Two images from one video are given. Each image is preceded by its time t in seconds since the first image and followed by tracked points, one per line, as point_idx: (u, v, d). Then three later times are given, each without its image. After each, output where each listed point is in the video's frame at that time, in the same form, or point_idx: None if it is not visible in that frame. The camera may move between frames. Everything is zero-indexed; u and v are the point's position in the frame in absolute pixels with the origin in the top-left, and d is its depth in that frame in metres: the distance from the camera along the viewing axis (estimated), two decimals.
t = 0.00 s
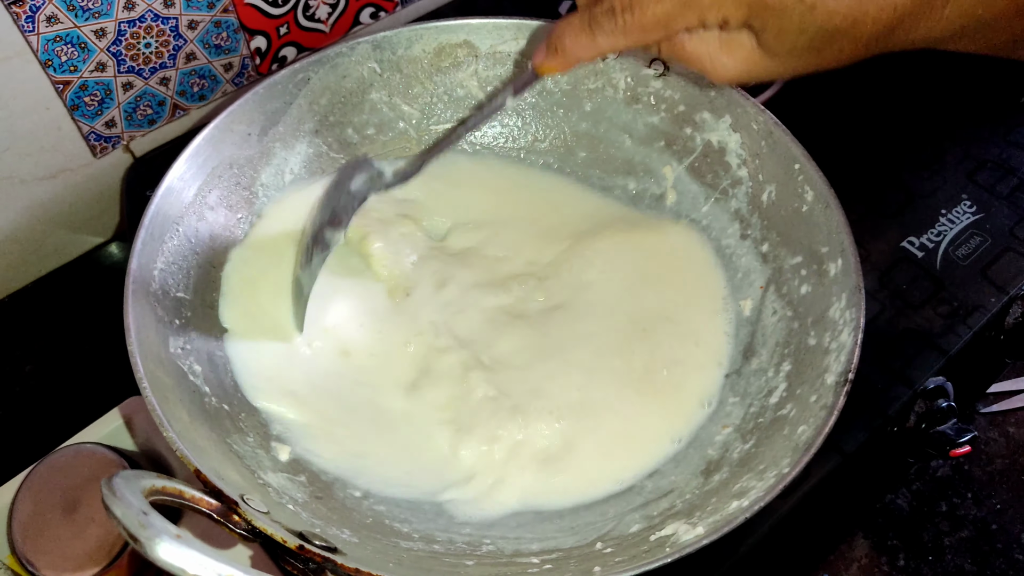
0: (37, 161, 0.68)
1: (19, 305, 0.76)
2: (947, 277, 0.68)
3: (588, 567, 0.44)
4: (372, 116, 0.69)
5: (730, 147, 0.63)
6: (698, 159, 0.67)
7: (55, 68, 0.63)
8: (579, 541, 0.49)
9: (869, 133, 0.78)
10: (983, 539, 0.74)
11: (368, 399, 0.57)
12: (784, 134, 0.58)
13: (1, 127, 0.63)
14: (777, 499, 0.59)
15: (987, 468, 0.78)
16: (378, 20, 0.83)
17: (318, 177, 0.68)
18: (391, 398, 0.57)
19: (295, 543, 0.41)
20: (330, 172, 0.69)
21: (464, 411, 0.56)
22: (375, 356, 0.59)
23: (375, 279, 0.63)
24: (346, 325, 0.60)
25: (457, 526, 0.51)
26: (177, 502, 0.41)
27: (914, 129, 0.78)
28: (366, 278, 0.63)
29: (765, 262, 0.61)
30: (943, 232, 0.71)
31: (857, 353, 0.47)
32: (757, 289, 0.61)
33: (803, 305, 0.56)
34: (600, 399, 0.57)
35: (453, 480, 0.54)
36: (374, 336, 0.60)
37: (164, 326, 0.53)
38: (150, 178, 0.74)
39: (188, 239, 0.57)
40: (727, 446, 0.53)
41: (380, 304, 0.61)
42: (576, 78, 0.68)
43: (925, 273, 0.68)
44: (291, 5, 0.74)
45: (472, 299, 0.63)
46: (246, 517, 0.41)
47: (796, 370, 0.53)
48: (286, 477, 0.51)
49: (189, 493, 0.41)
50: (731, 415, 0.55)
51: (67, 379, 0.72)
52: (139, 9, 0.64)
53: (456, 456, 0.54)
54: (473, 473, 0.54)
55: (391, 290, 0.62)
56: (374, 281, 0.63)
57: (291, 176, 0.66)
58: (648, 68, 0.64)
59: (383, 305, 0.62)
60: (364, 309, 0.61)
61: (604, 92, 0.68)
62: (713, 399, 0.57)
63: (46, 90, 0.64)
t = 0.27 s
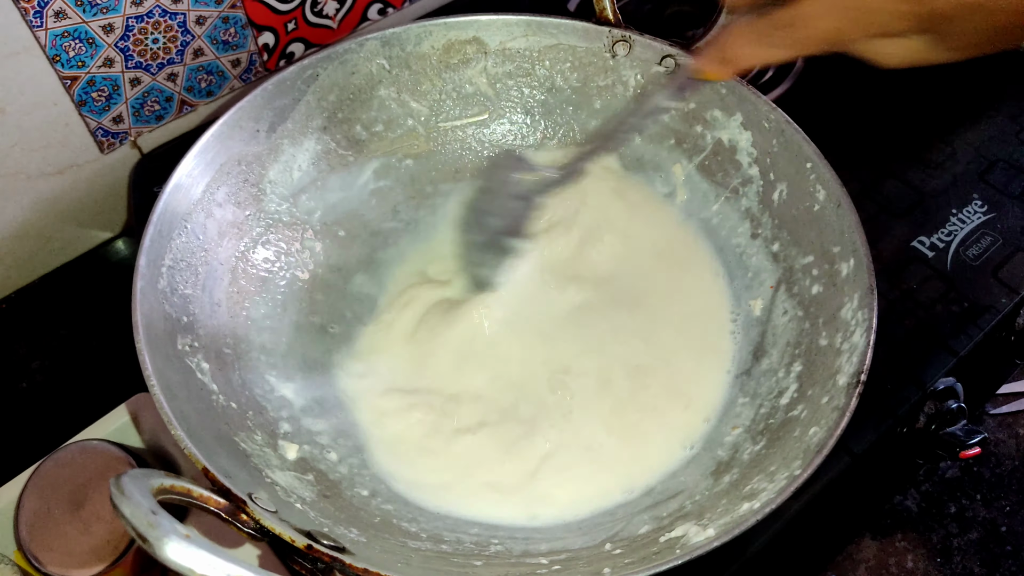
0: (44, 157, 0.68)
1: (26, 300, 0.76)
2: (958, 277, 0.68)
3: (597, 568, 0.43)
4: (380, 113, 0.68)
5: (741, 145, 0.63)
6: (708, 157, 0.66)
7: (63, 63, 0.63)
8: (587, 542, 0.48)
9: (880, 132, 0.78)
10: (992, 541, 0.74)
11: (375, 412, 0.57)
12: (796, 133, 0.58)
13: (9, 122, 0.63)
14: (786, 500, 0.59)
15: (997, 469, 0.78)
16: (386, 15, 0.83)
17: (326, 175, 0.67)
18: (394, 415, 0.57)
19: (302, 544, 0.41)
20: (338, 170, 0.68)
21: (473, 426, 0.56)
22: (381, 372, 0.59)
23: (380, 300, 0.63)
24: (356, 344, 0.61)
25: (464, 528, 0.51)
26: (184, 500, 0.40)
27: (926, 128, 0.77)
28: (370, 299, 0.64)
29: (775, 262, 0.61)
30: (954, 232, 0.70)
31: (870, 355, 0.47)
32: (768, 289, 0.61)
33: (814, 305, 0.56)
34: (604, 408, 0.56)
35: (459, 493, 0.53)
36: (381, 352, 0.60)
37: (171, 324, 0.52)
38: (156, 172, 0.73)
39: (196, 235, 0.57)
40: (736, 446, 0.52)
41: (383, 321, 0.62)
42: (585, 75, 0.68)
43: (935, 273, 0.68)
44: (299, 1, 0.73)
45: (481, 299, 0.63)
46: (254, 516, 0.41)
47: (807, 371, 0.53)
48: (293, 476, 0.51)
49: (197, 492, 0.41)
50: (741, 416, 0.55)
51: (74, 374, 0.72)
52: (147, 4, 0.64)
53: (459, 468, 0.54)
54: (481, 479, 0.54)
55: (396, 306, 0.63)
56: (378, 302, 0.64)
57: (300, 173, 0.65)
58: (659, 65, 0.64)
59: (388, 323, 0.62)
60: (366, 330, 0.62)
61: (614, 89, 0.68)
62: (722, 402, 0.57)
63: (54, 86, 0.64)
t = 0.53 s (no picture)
0: (48, 153, 0.68)
1: (29, 296, 0.76)
2: (961, 276, 0.68)
3: (602, 566, 0.43)
4: (384, 109, 0.68)
5: (747, 144, 0.63)
6: (714, 156, 0.66)
7: (67, 59, 0.63)
8: (592, 539, 0.48)
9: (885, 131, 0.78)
10: (995, 540, 0.74)
11: (380, 408, 0.57)
12: (801, 132, 0.58)
13: (13, 118, 0.63)
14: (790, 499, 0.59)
15: (1000, 468, 0.78)
16: (390, 12, 0.83)
17: (331, 169, 0.67)
18: (400, 410, 0.57)
19: (310, 537, 0.41)
20: (343, 164, 0.68)
21: (480, 423, 0.56)
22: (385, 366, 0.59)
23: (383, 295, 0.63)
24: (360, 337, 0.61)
25: (468, 524, 0.51)
26: (191, 494, 0.40)
27: (931, 127, 0.77)
28: (375, 293, 0.64)
29: (781, 260, 0.61)
30: (959, 231, 0.71)
31: (876, 354, 0.47)
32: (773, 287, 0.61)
33: (820, 305, 0.56)
34: (611, 405, 0.56)
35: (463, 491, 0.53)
36: (384, 347, 0.60)
37: (176, 316, 0.52)
38: (158, 168, 0.73)
39: (201, 229, 0.57)
40: (741, 445, 0.52)
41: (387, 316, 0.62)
42: (589, 73, 0.68)
43: (939, 272, 0.68)
44: None
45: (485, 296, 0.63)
46: (261, 510, 0.41)
47: (813, 370, 0.52)
48: (298, 470, 0.51)
49: (204, 485, 0.41)
50: (745, 414, 0.55)
51: (76, 371, 0.72)
52: None
53: (465, 467, 0.54)
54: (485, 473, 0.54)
55: (400, 302, 0.63)
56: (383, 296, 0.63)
57: (304, 168, 0.65)
58: (665, 64, 0.64)
59: (393, 318, 0.62)
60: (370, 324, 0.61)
61: (619, 87, 0.68)
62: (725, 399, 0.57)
63: (58, 81, 0.64)
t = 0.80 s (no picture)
0: (47, 153, 0.68)
1: (29, 296, 0.76)
2: (961, 274, 0.68)
3: (600, 564, 0.43)
4: (383, 109, 0.68)
5: (746, 142, 0.63)
6: (712, 154, 0.66)
7: (67, 59, 0.63)
8: (591, 538, 0.48)
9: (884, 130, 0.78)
10: (995, 538, 0.74)
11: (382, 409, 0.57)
12: (799, 130, 0.58)
13: (13, 118, 0.63)
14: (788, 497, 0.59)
15: (1000, 466, 0.77)
16: (389, 12, 0.83)
17: (330, 170, 0.67)
18: (402, 410, 0.57)
19: (306, 538, 0.41)
20: (342, 165, 0.68)
21: (480, 419, 0.56)
22: (384, 366, 0.59)
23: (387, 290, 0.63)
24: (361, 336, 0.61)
25: (466, 523, 0.51)
26: (188, 495, 0.40)
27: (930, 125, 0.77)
28: (377, 287, 0.63)
29: (780, 258, 0.61)
30: (958, 229, 0.71)
31: (874, 351, 0.47)
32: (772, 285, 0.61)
33: (818, 302, 0.56)
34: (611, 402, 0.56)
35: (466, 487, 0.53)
36: (387, 345, 0.60)
37: (175, 318, 0.52)
38: (160, 168, 0.73)
39: (200, 230, 0.57)
40: (740, 443, 0.52)
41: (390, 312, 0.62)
42: (588, 72, 0.68)
43: (939, 270, 0.68)
44: None
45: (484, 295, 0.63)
46: (257, 510, 0.41)
47: (811, 368, 0.52)
48: (296, 471, 0.51)
49: (200, 486, 0.41)
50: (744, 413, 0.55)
51: (76, 370, 0.72)
52: None
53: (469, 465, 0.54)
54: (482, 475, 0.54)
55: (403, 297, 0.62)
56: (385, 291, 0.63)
57: (303, 168, 0.65)
58: (663, 62, 0.64)
59: (396, 314, 0.61)
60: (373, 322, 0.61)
61: (618, 86, 0.68)
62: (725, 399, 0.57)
63: (58, 81, 0.64)
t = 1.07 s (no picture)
0: (50, 153, 0.68)
1: (33, 296, 0.76)
2: (961, 274, 0.69)
3: (601, 562, 0.43)
4: (385, 109, 0.68)
5: (746, 141, 0.63)
6: (713, 153, 0.66)
7: (69, 60, 0.63)
8: (592, 536, 0.48)
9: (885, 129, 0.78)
10: (997, 537, 0.74)
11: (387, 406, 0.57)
12: (800, 128, 0.58)
13: (15, 119, 0.64)
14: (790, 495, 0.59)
15: (1003, 465, 0.77)
16: (391, 12, 0.83)
17: (332, 170, 0.67)
18: (400, 407, 0.57)
19: (308, 535, 0.41)
20: (344, 165, 0.68)
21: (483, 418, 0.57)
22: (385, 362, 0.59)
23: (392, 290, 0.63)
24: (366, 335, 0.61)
25: (468, 523, 0.51)
26: (191, 493, 0.40)
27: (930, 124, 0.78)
28: (383, 288, 0.64)
29: (780, 256, 0.61)
30: (959, 228, 0.71)
31: (873, 349, 0.47)
32: (772, 284, 0.61)
33: (818, 300, 0.56)
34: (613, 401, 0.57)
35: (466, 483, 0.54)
36: (392, 343, 0.60)
37: (178, 318, 0.52)
38: (163, 169, 0.74)
39: (202, 230, 0.57)
40: (740, 441, 0.52)
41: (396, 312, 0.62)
42: (589, 72, 0.68)
43: (939, 269, 0.69)
44: None
45: (484, 296, 0.63)
46: (260, 508, 0.41)
47: (812, 366, 0.52)
48: (299, 469, 0.51)
49: (204, 484, 0.41)
50: (744, 411, 0.55)
51: (78, 369, 0.72)
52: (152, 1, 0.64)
53: (471, 462, 0.55)
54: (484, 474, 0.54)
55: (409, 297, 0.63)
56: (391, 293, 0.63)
57: (305, 169, 0.65)
58: (664, 61, 0.64)
59: (402, 312, 0.62)
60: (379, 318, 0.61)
61: (619, 85, 0.68)
62: (726, 397, 0.57)
63: (60, 82, 0.64)
